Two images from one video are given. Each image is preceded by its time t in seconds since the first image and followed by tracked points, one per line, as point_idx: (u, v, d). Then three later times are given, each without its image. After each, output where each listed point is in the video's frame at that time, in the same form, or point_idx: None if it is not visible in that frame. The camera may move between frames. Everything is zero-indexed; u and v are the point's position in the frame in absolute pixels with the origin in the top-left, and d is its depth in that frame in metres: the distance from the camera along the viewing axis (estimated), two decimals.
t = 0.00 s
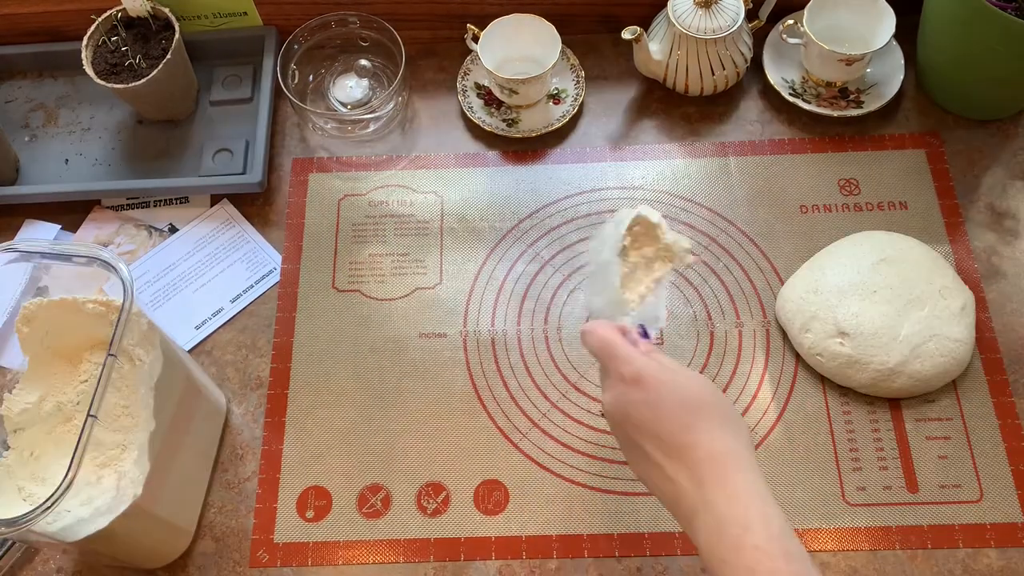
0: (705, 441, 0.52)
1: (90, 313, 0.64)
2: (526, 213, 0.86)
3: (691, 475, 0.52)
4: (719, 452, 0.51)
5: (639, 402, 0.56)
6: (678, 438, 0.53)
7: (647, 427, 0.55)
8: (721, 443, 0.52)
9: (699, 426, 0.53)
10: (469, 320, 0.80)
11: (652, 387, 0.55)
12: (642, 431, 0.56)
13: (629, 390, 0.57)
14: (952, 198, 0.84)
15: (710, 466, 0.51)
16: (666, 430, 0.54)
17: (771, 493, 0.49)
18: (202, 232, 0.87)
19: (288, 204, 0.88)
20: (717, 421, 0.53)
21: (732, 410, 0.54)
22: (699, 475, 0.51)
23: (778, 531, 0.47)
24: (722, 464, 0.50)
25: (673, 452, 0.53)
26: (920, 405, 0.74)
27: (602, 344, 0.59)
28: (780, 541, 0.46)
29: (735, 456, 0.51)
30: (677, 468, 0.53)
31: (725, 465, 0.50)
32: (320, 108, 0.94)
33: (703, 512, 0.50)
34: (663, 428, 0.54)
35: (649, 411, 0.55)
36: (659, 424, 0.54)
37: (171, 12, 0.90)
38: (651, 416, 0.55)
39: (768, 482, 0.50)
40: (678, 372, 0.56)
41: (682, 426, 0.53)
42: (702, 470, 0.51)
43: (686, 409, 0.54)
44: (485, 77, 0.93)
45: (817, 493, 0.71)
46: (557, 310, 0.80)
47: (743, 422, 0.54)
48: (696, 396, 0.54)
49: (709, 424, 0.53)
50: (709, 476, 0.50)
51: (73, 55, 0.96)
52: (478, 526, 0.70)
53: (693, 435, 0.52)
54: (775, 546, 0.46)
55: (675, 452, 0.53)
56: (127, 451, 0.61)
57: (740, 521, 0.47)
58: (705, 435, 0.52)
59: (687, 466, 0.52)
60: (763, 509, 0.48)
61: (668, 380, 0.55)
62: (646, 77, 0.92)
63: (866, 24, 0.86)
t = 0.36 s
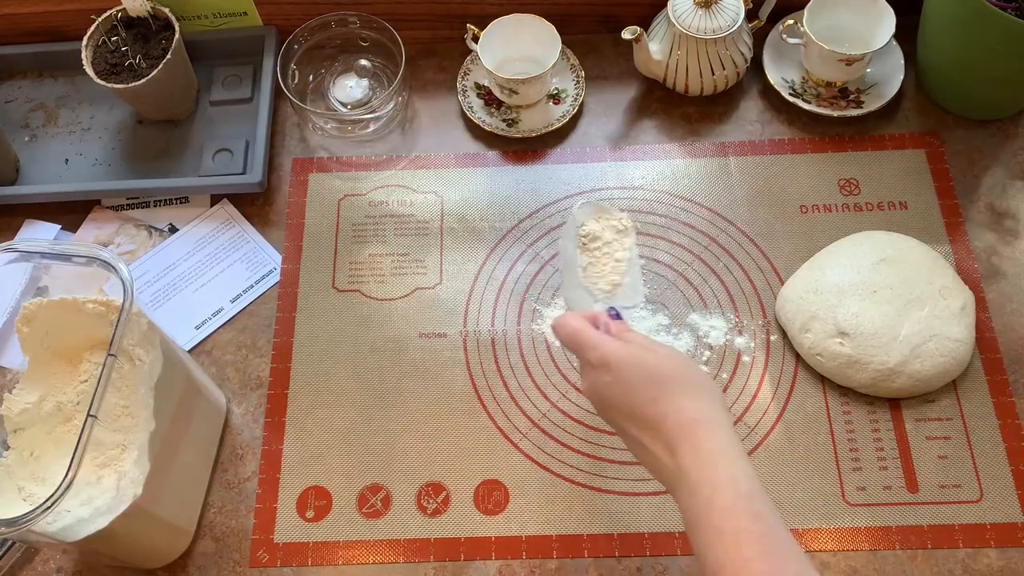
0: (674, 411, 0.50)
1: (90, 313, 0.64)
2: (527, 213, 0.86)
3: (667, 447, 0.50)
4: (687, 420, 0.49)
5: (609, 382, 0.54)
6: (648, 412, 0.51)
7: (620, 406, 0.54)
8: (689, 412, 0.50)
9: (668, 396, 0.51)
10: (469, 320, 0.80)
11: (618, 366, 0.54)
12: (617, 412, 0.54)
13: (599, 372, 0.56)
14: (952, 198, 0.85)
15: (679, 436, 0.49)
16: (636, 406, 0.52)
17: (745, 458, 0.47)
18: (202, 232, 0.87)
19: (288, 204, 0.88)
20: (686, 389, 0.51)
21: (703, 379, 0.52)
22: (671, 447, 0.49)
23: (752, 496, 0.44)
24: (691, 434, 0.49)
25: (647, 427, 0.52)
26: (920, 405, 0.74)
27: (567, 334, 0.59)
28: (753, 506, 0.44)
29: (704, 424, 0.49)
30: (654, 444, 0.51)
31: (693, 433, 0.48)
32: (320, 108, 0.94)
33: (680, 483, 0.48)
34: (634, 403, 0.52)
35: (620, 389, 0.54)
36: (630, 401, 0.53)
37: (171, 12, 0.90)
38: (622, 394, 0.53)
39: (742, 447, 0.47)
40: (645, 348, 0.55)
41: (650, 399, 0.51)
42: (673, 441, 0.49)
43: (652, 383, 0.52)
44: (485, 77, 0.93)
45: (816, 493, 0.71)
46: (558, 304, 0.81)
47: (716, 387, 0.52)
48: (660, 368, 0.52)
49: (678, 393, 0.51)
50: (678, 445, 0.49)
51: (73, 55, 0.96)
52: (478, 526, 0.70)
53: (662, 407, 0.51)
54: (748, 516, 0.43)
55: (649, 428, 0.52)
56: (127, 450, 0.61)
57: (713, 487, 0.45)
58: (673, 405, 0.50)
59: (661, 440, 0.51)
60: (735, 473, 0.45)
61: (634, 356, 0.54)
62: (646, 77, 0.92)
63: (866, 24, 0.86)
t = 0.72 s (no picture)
0: (648, 357, 0.56)
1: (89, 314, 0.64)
2: (527, 213, 0.86)
3: (638, 388, 0.56)
4: (660, 365, 0.55)
5: (593, 333, 0.60)
6: (626, 359, 0.57)
7: (600, 354, 0.60)
8: (662, 358, 0.55)
9: (643, 344, 0.57)
10: (469, 320, 0.80)
11: (603, 318, 0.60)
12: (598, 360, 0.60)
13: (585, 324, 0.61)
14: (952, 198, 0.84)
15: (651, 378, 0.55)
16: (615, 352, 0.58)
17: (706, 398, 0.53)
18: (201, 232, 0.87)
19: (288, 204, 0.88)
20: (658, 339, 0.57)
21: (673, 332, 0.58)
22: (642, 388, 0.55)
23: (711, 428, 0.51)
24: (662, 377, 0.54)
25: (622, 371, 0.57)
26: (920, 405, 0.74)
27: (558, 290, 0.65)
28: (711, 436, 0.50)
29: (674, 369, 0.54)
30: (627, 388, 0.57)
31: (665, 377, 0.54)
32: (320, 108, 0.94)
33: (648, 419, 0.54)
34: (614, 351, 0.58)
35: (602, 339, 0.59)
36: (609, 350, 0.59)
37: (171, 13, 0.90)
38: (603, 344, 0.59)
39: (706, 390, 0.54)
40: (626, 305, 0.61)
41: (629, 347, 0.57)
42: (645, 383, 0.55)
43: (631, 333, 0.58)
44: (485, 77, 0.93)
45: (816, 493, 0.71)
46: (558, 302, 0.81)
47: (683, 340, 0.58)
48: (639, 322, 0.58)
49: (651, 342, 0.57)
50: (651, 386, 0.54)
51: (73, 55, 0.96)
52: (478, 525, 0.70)
53: (638, 354, 0.56)
54: (705, 444, 0.49)
55: (624, 373, 0.57)
56: (127, 450, 0.61)
57: (679, 421, 0.51)
58: (647, 352, 0.56)
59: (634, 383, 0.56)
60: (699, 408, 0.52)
61: (618, 309, 0.60)
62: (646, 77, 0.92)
63: (866, 24, 0.86)
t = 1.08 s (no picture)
0: (635, 351, 0.56)
1: (88, 314, 0.64)
2: (527, 213, 0.86)
3: (625, 381, 0.56)
4: (648, 358, 0.55)
5: (581, 329, 0.60)
6: (614, 352, 0.57)
7: (588, 349, 0.60)
8: (650, 351, 0.56)
9: (631, 338, 0.57)
10: (469, 320, 0.80)
11: (589, 315, 0.60)
12: (586, 354, 0.60)
13: (572, 319, 0.61)
14: (952, 198, 0.84)
15: (639, 370, 0.55)
16: (604, 346, 0.58)
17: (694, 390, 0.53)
18: (201, 232, 0.87)
19: (288, 204, 0.88)
20: (646, 333, 0.57)
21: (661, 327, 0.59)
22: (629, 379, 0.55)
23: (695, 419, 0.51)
24: (649, 369, 0.55)
25: (610, 365, 0.58)
26: (920, 405, 0.74)
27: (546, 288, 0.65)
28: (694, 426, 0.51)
29: (661, 362, 0.55)
30: (614, 381, 0.58)
31: (652, 369, 0.55)
32: (320, 108, 0.94)
33: (634, 411, 0.54)
34: (602, 345, 0.58)
35: (591, 335, 0.59)
36: (597, 344, 0.59)
37: (171, 13, 0.90)
38: (591, 340, 0.59)
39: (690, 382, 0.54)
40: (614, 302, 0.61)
41: (617, 340, 0.57)
42: (631, 374, 0.55)
43: (619, 327, 0.58)
44: (485, 77, 0.93)
45: (816, 493, 0.71)
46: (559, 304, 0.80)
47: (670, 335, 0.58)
48: (628, 316, 0.58)
49: (638, 336, 0.57)
50: (640, 380, 0.54)
51: (73, 55, 0.96)
52: (477, 525, 0.70)
53: (625, 347, 0.57)
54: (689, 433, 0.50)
55: (611, 367, 0.58)
56: (127, 450, 0.61)
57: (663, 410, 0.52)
58: (635, 345, 0.56)
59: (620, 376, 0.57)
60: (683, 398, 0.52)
61: (608, 305, 0.60)
62: (646, 77, 0.92)
63: (866, 24, 0.86)
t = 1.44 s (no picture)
0: (644, 421, 0.57)
1: (88, 313, 0.64)
2: (526, 213, 0.86)
3: (638, 454, 0.57)
4: (659, 428, 0.56)
5: (588, 406, 0.61)
6: (621, 426, 0.58)
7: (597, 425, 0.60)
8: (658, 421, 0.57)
9: (639, 408, 0.58)
10: (469, 320, 0.80)
11: (593, 390, 0.61)
12: (595, 431, 0.61)
13: (577, 396, 0.62)
14: (952, 198, 0.84)
15: (650, 443, 0.56)
16: (611, 422, 0.59)
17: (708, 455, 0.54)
18: (201, 232, 0.87)
19: (288, 204, 0.88)
20: (652, 402, 0.58)
21: (667, 392, 0.60)
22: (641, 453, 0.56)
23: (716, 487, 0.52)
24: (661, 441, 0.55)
25: (620, 439, 0.58)
26: (920, 405, 0.74)
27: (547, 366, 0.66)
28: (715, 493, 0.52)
29: (673, 431, 0.56)
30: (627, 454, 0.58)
31: (662, 439, 0.55)
32: (320, 108, 0.94)
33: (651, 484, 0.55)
34: (609, 419, 0.59)
35: (596, 411, 0.60)
36: (605, 417, 0.59)
37: (171, 13, 0.90)
38: (600, 415, 0.60)
39: (706, 447, 0.55)
40: (616, 372, 0.62)
41: (623, 412, 0.58)
42: (642, 447, 0.56)
43: (624, 399, 0.59)
44: (485, 77, 0.93)
45: (816, 492, 0.71)
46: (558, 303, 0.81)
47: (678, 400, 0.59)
48: (630, 387, 0.60)
49: (646, 405, 0.58)
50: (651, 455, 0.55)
51: (73, 55, 0.96)
52: (477, 525, 0.70)
53: (634, 418, 0.57)
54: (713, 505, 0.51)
55: (621, 440, 0.58)
56: (127, 450, 0.61)
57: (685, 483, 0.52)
58: (643, 416, 0.57)
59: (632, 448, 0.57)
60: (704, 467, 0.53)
61: (611, 379, 0.61)
62: (646, 77, 0.92)
63: (866, 24, 0.86)
